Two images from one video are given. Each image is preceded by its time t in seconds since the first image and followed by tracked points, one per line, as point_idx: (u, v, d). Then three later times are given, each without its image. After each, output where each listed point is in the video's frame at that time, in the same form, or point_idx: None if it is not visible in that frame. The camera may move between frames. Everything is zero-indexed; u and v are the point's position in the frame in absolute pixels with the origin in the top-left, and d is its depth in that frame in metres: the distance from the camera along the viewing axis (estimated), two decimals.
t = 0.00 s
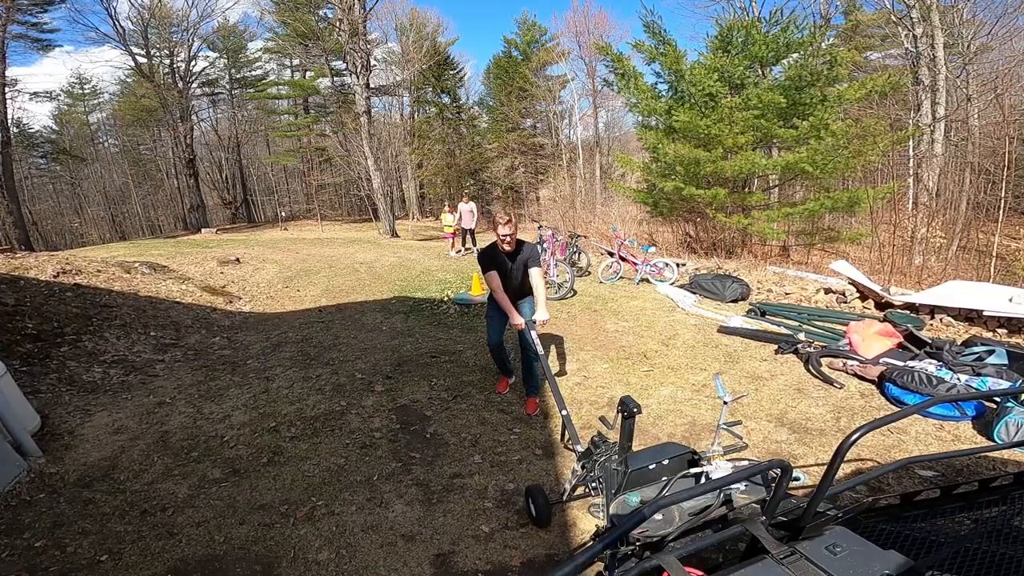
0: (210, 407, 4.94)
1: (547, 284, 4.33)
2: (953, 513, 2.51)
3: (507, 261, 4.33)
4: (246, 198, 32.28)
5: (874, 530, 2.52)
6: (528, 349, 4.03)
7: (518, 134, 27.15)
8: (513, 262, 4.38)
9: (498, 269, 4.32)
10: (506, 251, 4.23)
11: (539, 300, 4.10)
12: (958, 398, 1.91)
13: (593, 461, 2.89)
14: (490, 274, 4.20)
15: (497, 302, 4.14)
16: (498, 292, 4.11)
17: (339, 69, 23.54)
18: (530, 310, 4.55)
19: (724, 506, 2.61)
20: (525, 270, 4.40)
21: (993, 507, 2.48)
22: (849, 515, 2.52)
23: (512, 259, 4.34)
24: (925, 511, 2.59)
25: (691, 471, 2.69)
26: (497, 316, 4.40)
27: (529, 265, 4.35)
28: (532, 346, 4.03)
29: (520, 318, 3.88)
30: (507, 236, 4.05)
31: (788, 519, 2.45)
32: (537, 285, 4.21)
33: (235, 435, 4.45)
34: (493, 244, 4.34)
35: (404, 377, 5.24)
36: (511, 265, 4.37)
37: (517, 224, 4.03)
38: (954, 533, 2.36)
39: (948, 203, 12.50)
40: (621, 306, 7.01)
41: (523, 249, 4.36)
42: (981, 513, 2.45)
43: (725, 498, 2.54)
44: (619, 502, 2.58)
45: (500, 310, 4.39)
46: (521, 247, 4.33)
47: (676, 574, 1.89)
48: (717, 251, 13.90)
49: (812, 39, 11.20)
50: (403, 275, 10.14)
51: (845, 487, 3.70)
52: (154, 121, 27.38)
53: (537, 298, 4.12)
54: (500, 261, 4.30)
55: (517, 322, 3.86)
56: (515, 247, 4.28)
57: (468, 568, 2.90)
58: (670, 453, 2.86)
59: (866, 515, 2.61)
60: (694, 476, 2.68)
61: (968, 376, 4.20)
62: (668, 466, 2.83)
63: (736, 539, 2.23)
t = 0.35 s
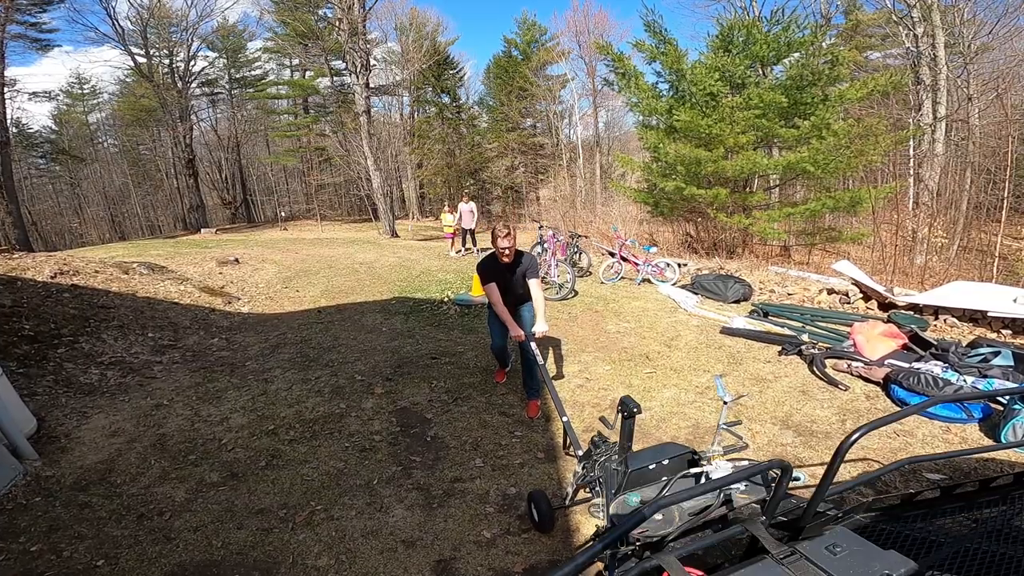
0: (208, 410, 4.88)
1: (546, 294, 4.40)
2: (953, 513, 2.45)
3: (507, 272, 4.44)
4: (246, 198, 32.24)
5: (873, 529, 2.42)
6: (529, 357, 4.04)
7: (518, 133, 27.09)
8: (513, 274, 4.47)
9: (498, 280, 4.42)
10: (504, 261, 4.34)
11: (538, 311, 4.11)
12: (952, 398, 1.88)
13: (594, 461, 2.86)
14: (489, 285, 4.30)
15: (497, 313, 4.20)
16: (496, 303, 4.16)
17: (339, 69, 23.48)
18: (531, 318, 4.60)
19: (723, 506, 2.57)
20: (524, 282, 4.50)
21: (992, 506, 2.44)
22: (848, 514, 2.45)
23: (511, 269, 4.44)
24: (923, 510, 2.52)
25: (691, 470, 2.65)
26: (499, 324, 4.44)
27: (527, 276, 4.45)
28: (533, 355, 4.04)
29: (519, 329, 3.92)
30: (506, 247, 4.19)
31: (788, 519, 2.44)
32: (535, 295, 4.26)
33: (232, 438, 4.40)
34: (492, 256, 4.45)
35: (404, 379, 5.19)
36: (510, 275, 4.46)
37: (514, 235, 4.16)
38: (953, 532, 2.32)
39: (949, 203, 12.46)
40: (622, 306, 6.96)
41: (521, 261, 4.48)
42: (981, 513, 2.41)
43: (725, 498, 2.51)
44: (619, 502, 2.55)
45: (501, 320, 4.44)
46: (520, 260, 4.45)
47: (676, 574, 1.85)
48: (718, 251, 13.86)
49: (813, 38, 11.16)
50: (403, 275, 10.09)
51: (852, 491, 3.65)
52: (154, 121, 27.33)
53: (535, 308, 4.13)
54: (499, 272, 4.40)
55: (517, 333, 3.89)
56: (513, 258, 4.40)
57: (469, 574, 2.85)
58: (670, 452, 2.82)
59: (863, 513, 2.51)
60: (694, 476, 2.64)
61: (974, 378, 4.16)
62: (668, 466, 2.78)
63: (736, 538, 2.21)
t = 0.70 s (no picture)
0: (204, 414, 4.79)
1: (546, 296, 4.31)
2: (952, 512, 2.39)
3: (506, 273, 4.35)
4: (246, 198, 32.14)
5: (872, 529, 2.33)
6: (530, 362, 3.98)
7: (518, 133, 27.01)
8: (512, 275, 4.39)
9: (497, 282, 4.33)
10: (503, 262, 4.25)
11: (538, 313, 4.01)
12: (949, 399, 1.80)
13: (593, 462, 2.81)
14: (489, 287, 4.22)
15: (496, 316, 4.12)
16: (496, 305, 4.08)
17: (338, 69, 23.41)
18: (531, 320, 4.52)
19: (724, 506, 2.48)
20: (524, 283, 4.41)
21: (992, 506, 2.39)
22: (848, 514, 2.36)
23: (510, 271, 4.35)
24: (921, 509, 2.45)
25: (691, 470, 2.58)
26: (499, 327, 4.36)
27: (527, 278, 4.37)
28: (534, 359, 3.97)
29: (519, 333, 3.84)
30: (505, 248, 4.10)
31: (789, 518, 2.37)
32: (536, 296, 4.17)
33: (229, 443, 4.31)
34: (491, 257, 4.36)
35: (404, 383, 5.10)
36: (509, 277, 4.37)
37: (512, 236, 4.06)
38: (952, 531, 2.29)
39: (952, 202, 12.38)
40: (625, 307, 6.88)
41: (521, 262, 4.39)
42: (978, 513, 2.36)
43: (725, 497, 2.42)
44: (618, 501, 2.49)
45: (501, 322, 4.37)
46: (520, 260, 4.35)
47: (677, 574, 1.79)
48: (720, 251, 13.79)
49: (815, 37, 11.09)
50: (403, 276, 9.99)
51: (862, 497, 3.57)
52: (153, 121, 27.24)
53: (536, 310, 4.04)
54: (498, 274, 4.31)
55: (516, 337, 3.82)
56: (513, 259, 4.30)
57: None
58: (669, 452, 2.76)
59: (861, 513, 2.42)
60: (694, 476, 2.57)
61: (985, 381, 4.08)
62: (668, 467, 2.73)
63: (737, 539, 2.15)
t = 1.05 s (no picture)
0: (200, 419, 4.69)
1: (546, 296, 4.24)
2: (952, 512, 2.30)
3: (505, 272, 4.25)
4: (244, 198, 32.02)
5: (871, 529, 2.21)
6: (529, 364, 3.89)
7: (518, 133, 26.90)
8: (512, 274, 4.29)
9: (495, 281, 4.24)
10: (502, 260, 4.15)
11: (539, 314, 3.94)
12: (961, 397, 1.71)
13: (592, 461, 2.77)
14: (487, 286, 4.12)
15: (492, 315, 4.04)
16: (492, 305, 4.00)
17: (337, 68, 23.29)
18: (531, 320, 4.42)
19: (723, 506, 2.41)
20: (523, 282, 4.32)
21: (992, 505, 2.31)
22: (847, 514, 2.26)
23: (510, 269, 4.25)
24: (921, 509, 2.34)
25: (690, 469, 2.53)
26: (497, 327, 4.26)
27: (527, 277, 4.27)
28: (533, 361, 3.88)
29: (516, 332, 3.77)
30: (504, 245, 4.00)
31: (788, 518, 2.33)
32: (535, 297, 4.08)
33: (225, 449, 4.21)
34: (489, 255, 4.26)
35: (404, 387, 4.99)
36: (508, 276, 4.27)
37: (510, 232, 3.96)
38: (950, 530, 2.21)
39: (953, 203, 12.33)
40: (628, 309, 6.78)
41: (520, 261, 4.29)
42: (978, 512, 2.28)
43: (725, 496, 2.35)
44: (618, 501, 2.44)
45: (500, 322, 4.28)
46: (519, 259, 4.26)
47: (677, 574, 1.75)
48: (722, 251, 13.69)
49: (818, 37, 11.01)
50: (403, 277, 9.89)
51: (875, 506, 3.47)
52: (151, 121, 27.12)
53: (535, 311, 3.96)
54: (497, 272, 4.21)
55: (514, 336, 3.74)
56: (511, 257, 4.20)
57: None
58: (670, 453, 2.72)
59: (859, 512, 2.30)
60: (694, 476, 2.51)
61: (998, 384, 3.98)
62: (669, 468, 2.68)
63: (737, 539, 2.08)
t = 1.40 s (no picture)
0: (194, 424, 4.58)
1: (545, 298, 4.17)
2: (952, 512, 2.26)
3: (504, 272, 4.15)
4: (243, 197, 31.86)
5: (870, 529, 2.18)
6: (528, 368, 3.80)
7: (518, 133, 26.78)
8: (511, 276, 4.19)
9: (494, 282, 4.14)
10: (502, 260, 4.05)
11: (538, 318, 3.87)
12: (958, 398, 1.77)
13: (592, 462, 2.77)
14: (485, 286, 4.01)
15: (490, 317, 3.95)
16: (490, 306, 3.92)
17: (336, 68, 23.18)
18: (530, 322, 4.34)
19: (723, 506, 2.41)
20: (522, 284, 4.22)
21: (992, 505, 2.26)
22: (847, 513, 2.23)
23: (509, 270, 4.16)
24: (920, 509, 2.30)
25: (690, 469, 2.53)
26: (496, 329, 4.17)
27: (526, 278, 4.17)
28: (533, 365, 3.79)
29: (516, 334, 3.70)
30: (505, 245, 3.90)
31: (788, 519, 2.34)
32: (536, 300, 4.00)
33: (220, 456, 4.10)
34: (489, 255, 4.16)
35: (404, 392, 4.88)
36: (507, 276, 4.17)
37: (512, 232, 3.85)
38: (949, 530, 2.17)
39: (955, 203, 12.25)
40: (631, 311, 6.67)
41: (519, 261, 4.20)
42: (976, 510, 2.25)
43: (725, 496, 2.35)
44: (618, 501, 2.44)
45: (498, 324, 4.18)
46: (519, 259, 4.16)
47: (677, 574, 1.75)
48: (723, 252, 13.59)
49: (821, 36, 10.93)
50: (402, 278, 9.78)
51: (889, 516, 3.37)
52: (150, 120, 27.01)
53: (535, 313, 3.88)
54: (496, 273, 4.11)
55: (513, 339, 3.66)
56: (511, 257, 4.10)
57: None
58: (669, 453, 2.75)
59: (858, 512, 2.26)
60: (694, 476, 2.52)
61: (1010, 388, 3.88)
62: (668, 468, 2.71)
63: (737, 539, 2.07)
